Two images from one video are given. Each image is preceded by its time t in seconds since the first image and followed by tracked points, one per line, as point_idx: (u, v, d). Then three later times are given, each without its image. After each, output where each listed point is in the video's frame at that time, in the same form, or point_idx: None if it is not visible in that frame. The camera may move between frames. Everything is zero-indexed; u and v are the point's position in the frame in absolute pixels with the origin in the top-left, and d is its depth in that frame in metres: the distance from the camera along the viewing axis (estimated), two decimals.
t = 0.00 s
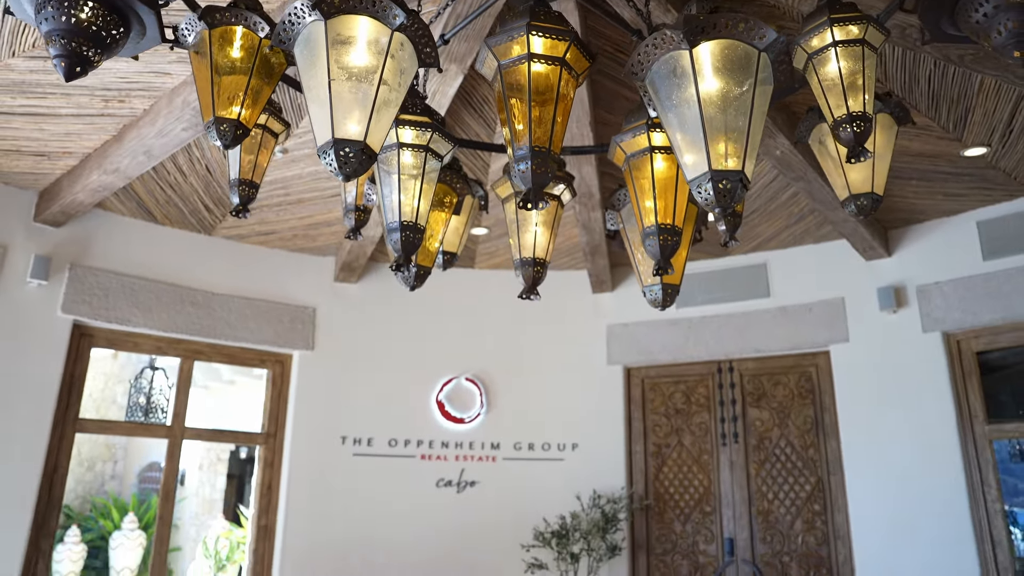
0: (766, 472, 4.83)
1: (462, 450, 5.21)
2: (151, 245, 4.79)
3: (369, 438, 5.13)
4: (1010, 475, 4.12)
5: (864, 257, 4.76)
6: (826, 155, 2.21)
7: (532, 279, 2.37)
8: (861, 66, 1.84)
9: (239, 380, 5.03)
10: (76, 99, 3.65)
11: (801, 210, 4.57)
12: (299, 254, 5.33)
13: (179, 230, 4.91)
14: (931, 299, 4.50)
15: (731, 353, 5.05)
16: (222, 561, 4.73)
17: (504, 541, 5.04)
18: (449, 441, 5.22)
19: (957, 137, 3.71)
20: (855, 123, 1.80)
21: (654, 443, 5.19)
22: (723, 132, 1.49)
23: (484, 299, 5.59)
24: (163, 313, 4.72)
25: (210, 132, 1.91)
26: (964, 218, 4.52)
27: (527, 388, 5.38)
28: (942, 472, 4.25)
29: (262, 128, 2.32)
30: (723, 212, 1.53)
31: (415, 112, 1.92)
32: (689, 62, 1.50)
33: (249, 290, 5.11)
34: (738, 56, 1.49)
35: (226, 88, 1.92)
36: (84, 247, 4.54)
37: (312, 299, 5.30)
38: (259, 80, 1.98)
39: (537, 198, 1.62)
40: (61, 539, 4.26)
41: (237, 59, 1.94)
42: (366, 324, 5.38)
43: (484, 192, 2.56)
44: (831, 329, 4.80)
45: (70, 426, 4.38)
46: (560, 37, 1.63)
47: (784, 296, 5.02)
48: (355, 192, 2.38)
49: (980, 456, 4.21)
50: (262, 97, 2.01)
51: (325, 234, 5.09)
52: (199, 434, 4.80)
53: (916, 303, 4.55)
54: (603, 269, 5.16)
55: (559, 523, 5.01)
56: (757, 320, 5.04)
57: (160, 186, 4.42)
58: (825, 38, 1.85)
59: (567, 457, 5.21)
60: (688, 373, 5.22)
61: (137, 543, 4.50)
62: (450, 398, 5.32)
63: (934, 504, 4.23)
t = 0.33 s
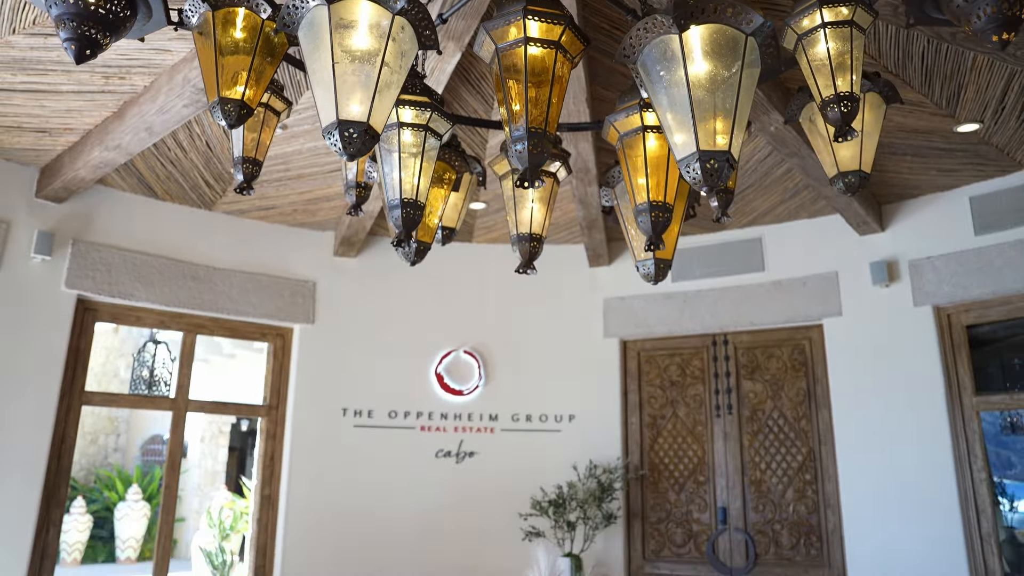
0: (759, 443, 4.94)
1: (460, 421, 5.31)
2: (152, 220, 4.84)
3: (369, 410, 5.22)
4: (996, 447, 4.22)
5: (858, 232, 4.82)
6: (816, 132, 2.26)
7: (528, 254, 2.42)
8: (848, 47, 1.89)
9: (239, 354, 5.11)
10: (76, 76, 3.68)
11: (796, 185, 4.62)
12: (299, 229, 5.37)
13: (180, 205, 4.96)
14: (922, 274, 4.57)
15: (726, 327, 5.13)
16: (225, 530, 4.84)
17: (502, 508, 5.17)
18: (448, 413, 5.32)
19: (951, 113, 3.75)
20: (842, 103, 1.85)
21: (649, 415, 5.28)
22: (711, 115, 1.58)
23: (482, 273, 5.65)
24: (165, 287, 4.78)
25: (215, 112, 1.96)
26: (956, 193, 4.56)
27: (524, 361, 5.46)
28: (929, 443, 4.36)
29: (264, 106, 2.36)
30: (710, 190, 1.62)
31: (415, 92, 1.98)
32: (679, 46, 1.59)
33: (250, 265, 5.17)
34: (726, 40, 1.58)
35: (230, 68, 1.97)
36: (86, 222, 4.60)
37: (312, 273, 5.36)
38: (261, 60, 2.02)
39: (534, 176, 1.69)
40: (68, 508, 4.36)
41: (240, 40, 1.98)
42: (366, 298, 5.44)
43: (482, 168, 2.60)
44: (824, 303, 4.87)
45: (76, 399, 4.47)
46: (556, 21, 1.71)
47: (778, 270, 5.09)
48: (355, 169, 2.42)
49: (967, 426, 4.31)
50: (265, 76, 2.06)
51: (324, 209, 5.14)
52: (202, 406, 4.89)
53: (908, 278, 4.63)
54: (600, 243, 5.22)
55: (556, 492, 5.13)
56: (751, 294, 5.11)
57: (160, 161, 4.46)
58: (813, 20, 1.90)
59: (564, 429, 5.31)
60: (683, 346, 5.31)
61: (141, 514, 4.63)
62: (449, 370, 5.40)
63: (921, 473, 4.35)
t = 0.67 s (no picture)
0: (755, 415, 5.03)
1: (460, 395, 5.39)
2: (154, 197, 4.88)
3: (371, 383, 5.30)
4: (989, 420, 4.30)
5: (855, 208, 4.86)
6: (810, 110, 2.31)
7: (528, 231, 2.47)
8: (842, 27, 1.91)
9: (240, 329, 5.17)
10: (78, 55, 3.70)
11: (793, 161, 4.65)
12: (299, 205, 5.41)
13: (181, 182, 4.99)
14: (917, 249, 4.63)
15: (722, 301, 5.20)
16: (229, 502, 4.94)
17: (502, 479, 5.27)
18: (448, 386, 5.40)
19: (948, 90, 3.78)
20: (835, 82, 1.91)
21: (647, 388, 5.37)
22: (704, 96, 1.64)
23: (481, 248, 5.69)
24: (168, 263, 4.83)
25: (222, 93, 2.00)
26: (953, 169, 4.60)
27: (524, 335, 5.53)
28: (921, 415, 4.45)
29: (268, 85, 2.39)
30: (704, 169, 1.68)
31: (417, 73, 2.02)
32: (674, 29, 1.64)
33: (251, 241, 5.21)
34: (720, 23, 1.63)
35: (235, 49, 2.01)
36: (89, 200, 4.64)
37: (313, 249, 5.40)
38: (266, 40, 2.06)
39: (533, 155, 1.75)
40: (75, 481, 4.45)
41: (244, 21, 2.01)
42: (367, 273, 5.49)
43: (481, 146, 2.64)
44: (820, 278, 4.93)
45: (83, 374, 4.54)
46: (555, 4, 1.76)
47: (775, 245, 5.14)
48: (357, 147, 2.46)
49: (959, 399, 4.39)
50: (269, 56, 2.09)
51: (324, 185, 5.17)
52: (205, 380, 4.97)
53: (903, 253, 4.69)
54: (598, 218, 5.26)
55: (555, 464, 5.22)
56: (748, 269, 5.17)
57: (161, 138, 4.48)
58: None
59: (563, 402, 5.39)
60: (680, 320, 5.37)
61: (146, 486, 4.72)
62: (449, 345, 5.47)
63: (913, 443, 4.45)
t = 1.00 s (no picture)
0: (751, 389, 5.11)
1: (461, 369, 5.47)
2: (157, 174, 4.92)
3: (372, 358, 5.38)
4: (984, 395, 4.39)
5: (852, 185, 4.90)
6: (806, 89, 2.34)
7: (529, 208, 2.52)
8: (838, 7, 1.97)
9: (240, 306, 5.22)
10: (80, 33, 3.71)
11: (791, 138, 4.67)
12: (300, 182, 5.44)
13: (183, 159, 5.02)
14: (913, 225, 4.68)
15: (720, 278, 5.25)
16: (234, 476, 5.03)
17: (502, 452, 5.37)
18: (448, 361, 5.47)
19: (946, 67, 3.80)
20: (830, 63, 1.95)
21: (645, 362, 5.44)
22: (701, 78, 1.69)
23: (481, 225, 5.73)
24: (171, 240, 4.88)
25: (229, 73, 2.04)
26: (950, 146, 4.63)
27: (523, 311, 5.59)
28: (913, 389, 4.54)
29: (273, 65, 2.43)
30: (700, 149, 1.74)
31: (421, 54, 2.07)
32: (673, 12, 1.68)
33: (253, 217, 5.25)
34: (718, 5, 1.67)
35: (241, 29, 2.05)
36: (92, 177, 4.67)
37: (314, 226, 5.44)
38: (272, 20, 2.09)
39: (534, 135, 1.80)
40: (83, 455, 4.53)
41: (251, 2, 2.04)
42: (368, 250, 5.54)
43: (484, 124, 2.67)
44: (817, 255, 4.99)
45: (89, 350, 4.61)
46: None
47: (772, 221, 5.19)
48: (360, 126, 2.50)
49: (951, 373, 4.47)
50: (275, 36, 2.13)
51: (325, 162, 5.19)
52: (209, 356, 5.04)
53: (899, 229, 4.74)
54: (597, 195, 5.29)
55: (554, 438, 5.31)
56: (746, 245, 5.22)
57: (163, 116, 4.50)
58: None
59: (562, 376, 5.47)
60: (678, 296, 5.43)
61: (149, 461, 4.78)
62: (450, 320, 5.54)
63: (906, 417, 4.54)
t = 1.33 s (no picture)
0: (749, 364, 5.20)
1: (462, 344, 5.55)
2: (160, 152, 4.96)
3: (375, 334, 5.45)
4: (979, 371, 4.45)
5: (850, 161, 4.95)
6: (802, 67, 2.38)
7: (532, 185, 2.58)
8: None
9: (242, 283, 5.28)
10: (84, 12, 3.73)
11: (790, 115, 4.71)
12: (302, 159, 5.47)
13: (186, 138, 5.06)
14: (910, 202, 4.73)
15: (719, 254, 5.31)
16: (239, 451, 5.11)
17: (503, 425, 5.47)
18: (450, 336, 5.55)
19: (944, 45, 3.83)
20: (826, 44, 2.00)
21: (644, 337, 5.52)
22: (699, 59, 1.74)
23: (482, 201, 5.77)
24: (175, 218, 4.93)
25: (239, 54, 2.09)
26: (947, 123, 4.67)
27: (523, 287, 5.66)
28: (907, 363, 4.63)
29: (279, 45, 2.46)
30: (698, 129, 1.79)
31: (428, 36, 2.14)
32: None
33: (257, 194, 5.30)
34: None
35: (251, 10, 2.09)
36: (97, 155, 4.71)
37: (317, 203, 5.49)
38: (280, 2, 2.13)
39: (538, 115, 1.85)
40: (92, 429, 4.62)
41: None
42: (370, 227, 5.59)
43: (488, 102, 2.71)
44: (814, 231, 5.05)
45: (96, 326, 4.68)
46: None
47: (771, 197, 5.24)
48: (365, 104, 2.52)
49: (945, 348, 4.56)
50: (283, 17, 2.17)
51: (327, 139, 5.22)
52: (215, 332, 5.12)
53: (896, 205, 4.79)
54: (597, 171, 5.33)
55: (554, 411, 5.41)
56: (744, 222, 5.27)
57: (166, 94, 4.53)
58: None
59: (562, 351, 5.55)
60: (677, 272, 5.49)
61: (154, 437, 4.84)
62: (451, 296, 5.61)
63: (900, 390, 4.63)
